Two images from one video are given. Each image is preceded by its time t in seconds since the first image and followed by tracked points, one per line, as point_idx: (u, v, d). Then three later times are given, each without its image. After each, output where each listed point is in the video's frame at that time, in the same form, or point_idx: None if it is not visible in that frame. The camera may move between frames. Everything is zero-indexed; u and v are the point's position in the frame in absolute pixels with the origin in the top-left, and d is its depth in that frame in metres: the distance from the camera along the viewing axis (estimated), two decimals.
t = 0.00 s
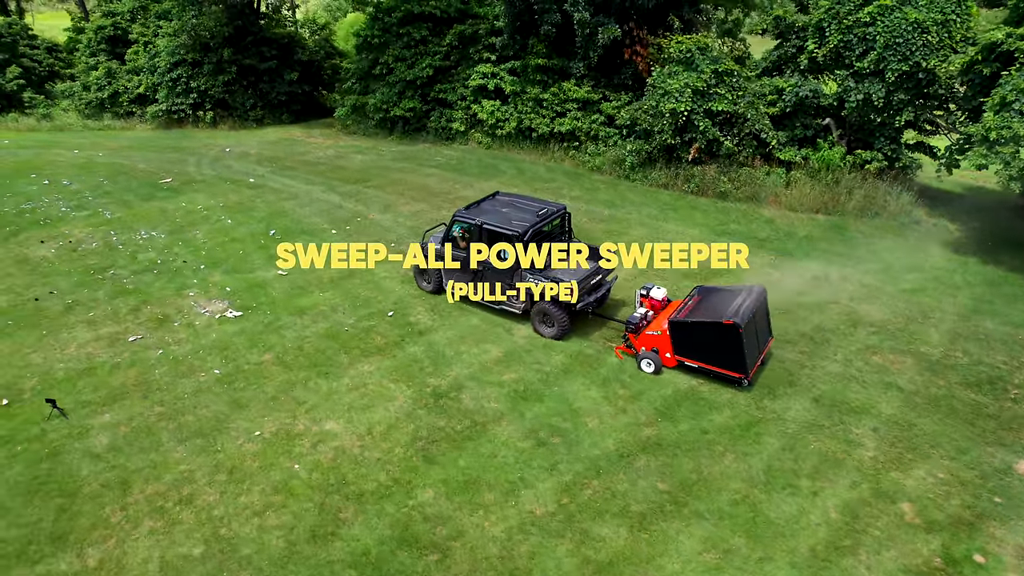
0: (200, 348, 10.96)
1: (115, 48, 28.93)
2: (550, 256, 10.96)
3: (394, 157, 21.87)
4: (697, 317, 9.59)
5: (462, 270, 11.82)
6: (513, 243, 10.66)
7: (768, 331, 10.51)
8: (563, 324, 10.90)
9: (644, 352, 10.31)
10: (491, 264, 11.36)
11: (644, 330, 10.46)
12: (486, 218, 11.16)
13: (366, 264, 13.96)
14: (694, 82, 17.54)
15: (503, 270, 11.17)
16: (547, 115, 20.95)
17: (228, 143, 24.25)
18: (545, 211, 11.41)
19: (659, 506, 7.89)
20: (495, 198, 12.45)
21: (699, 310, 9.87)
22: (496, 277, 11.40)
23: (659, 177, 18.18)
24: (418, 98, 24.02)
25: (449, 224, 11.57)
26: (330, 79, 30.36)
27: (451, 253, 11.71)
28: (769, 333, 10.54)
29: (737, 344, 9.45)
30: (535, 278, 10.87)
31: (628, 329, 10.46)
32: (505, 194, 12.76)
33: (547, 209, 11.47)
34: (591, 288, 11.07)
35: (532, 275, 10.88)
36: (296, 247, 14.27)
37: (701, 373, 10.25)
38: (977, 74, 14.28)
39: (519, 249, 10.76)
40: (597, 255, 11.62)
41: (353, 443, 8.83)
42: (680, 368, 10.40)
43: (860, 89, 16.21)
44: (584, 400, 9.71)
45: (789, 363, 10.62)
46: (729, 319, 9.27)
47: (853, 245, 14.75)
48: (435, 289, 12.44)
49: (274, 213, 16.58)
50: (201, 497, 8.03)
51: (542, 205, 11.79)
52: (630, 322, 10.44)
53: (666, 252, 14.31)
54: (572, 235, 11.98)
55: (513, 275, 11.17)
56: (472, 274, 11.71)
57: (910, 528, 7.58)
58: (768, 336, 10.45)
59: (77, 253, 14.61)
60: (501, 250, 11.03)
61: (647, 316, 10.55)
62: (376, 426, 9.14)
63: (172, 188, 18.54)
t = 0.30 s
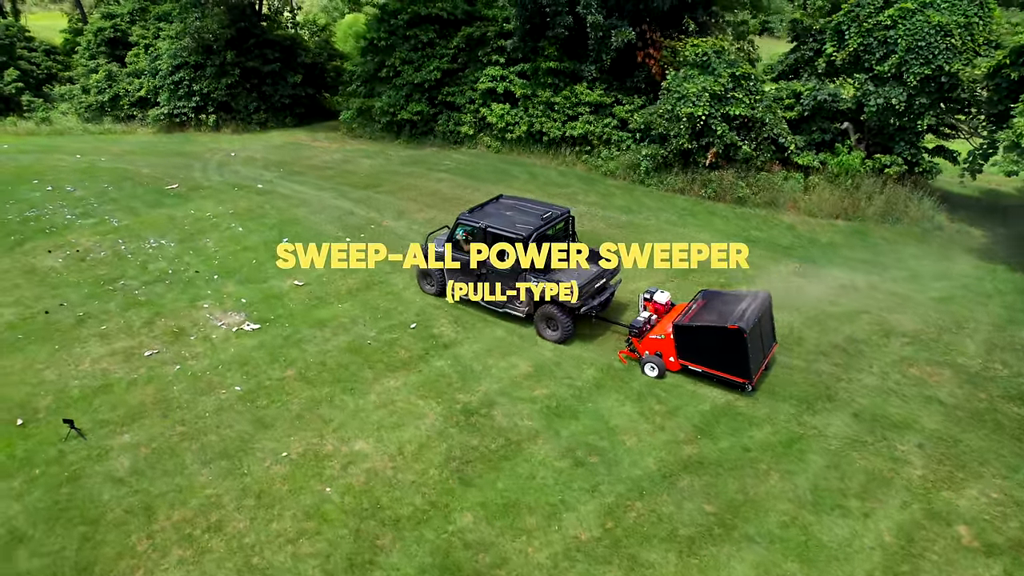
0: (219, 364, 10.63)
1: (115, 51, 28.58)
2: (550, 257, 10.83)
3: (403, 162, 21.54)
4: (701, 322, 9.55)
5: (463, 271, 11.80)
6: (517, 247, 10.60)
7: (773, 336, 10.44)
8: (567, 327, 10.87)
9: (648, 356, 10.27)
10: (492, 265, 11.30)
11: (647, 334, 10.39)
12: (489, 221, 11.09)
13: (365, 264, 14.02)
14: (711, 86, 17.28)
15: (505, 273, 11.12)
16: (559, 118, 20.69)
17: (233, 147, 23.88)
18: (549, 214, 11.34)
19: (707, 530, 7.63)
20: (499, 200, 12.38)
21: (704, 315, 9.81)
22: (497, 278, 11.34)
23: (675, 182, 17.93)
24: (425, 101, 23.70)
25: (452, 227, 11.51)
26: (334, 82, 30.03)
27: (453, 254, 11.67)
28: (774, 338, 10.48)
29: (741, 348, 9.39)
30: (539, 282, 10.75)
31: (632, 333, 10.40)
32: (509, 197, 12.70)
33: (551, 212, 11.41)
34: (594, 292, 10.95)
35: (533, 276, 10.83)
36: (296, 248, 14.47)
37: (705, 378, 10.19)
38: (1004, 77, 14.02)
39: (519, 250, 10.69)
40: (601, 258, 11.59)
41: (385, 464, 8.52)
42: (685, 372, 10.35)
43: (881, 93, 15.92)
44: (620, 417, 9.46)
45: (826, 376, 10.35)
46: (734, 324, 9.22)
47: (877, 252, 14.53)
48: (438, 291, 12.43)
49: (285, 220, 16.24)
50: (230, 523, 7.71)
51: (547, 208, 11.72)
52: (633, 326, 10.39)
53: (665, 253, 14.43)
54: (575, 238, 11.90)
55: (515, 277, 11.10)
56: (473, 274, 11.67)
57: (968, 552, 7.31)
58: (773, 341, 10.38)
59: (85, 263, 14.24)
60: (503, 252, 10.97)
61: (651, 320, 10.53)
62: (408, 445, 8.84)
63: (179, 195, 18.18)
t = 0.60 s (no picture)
0: (238, 379, 10.31)
1: (114, 53, 28.19)
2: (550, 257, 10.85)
3: (412, 166, 21.22)
4: (703, 327, 9.53)
5: (463, 273, 11.81)
6: (520, 249, 10.67)
7: (776, 339, 10.41)
8: (569, 329, 10.86)
9: (650, 360, 10.26)
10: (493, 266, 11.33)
11: (650, 338, 10.37)
12: (492, 224, 11.16)
13: (365, 264, 14.08)
14: (728, 89, 17.07)
15: (508, 276, 11.12)
16: (570, 122, 20.42)
17: (237, 151, 23.49)
18: (552, 216, 11.40)
19: (756, 553, 7.38)
20: (501, 202, 12.43)
21: (706, 319, 9.80)
22: (498, 278, 11.35)
23: (691, 187, 17.71)
24: (432, 104, 23.40)
25: (454, 229, 11.55)
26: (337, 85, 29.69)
27: (454, 256, 11.69)
28: (777, 341, 10.44)
29: (742, 353, 9.38)
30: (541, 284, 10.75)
31: (635, 337, 10.39)
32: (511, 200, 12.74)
33: (553, 214, 11.47)
34: (597, 294, 10.93)
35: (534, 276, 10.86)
36: (296, 248, 14.54)
37: (707, 382, 10.18)
38: None
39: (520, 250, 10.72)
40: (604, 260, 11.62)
41: (418, 486, 8.23)
42: (688, 376, 10.32)
43: (901, 97, 15.66)
44: (655, 433, 9.21)
45: (861, 389, 10.11)
46: (735, 328, 9.20)
47: (901, 258, 14.32)
48: (440, 294, 12.39)
49: (296, 227, 15.91)
50: (261, 550, 7.40)
51: (549, 211, 11.77)
52: (635, 330, 10.37)
53: (665, 253, 14.41)
54: (578, 239, 11.94)
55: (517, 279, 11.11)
56: (474, 275, 11.68)
57: None
58: (776, 344, 10.35)
59: (93, 272, 13.86)
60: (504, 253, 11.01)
61: (654, 324, 10.47)
62: (440, 465, 8.57)
63: (186, 201, 17.82)
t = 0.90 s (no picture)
0: (259, 393, 10.00)
1: (115, 55, 27.82)
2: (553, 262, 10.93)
3: (421, 170, 20.91)
4: (707, 330, 9.55)
5: (467, 278, 11.84)
6: (522, 252, 10.78)
7: (778, 343, 10.43)
8: (573, 333, 10.86)
9: (653, 363, 10.26)
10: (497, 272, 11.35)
11: (653, 341, 10.37)
12: (494, 227, 11.30)
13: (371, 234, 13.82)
14: (746, 93, 16.87)
15: (511, 279, 11.17)
16: (582, 124, 20.16)
17: (242, 154, 23.12)
18: (554, 220, 11.52)
19: None
20: (503, 206, 12.57)
21: (709, 322, 9.82)
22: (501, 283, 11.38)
23: (707, 191, 17.50)
24: (440, 106, 23.13)
25: (457, 233, 11.64)
26: (340, 87, 29.35)
27: (457, 260, 11.78)
28: (780, 346, 10.46)
29: (746, 357, 9.41)
30: (544, 287, 10.79)
31: (638, 340, 10.38)
32: (513, 203, 12.83)
33: (554, 217, 11.59)
34: (600, 297, 10.95)
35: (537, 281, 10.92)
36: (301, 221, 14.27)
37: (710, 386, 10.17)
38: None
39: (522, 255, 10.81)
40: (606, 263, 11.67)
41: (453, 507, 7.97)
42: (691, 379, 10.32)
43: (922, 100, 15.45)
44: (692, 450, 8.99)
45: (899, 401, 9.86)
46: (739, 331, 9.21)
47: (926, 264, 14.11)
48: (442, 296, 12.41)
49: (308, 234, 15.61)
50: None
51: (551, 214, 11.90)
52: (639, 332, 10.34)
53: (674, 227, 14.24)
54: (580, 243, 12.04)
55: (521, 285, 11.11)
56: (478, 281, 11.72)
57: None
58: (779, 348, 10.37)
59: (102, 282, 13.54)
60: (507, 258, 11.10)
61: (656, 326, 10.46)
62: (473, 485, 8.30)
63: (193, 206, 17.48)
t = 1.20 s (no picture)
0: (282, 407, 9.72)
1: (116, 55, 27.48)
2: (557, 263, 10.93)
3: (432, 172, 20.62)
4: (709, 332, 9.52)
5: (470, 277, 11.87)
6: (526, 252, 10.78)
7: (781, 345, 10.41)
8: (575, 333, 10.84)
9: (655, 365, 10.30)
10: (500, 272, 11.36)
11: (655, 343, 10.44)
12: (498, 227, 11.30)
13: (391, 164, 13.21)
14: (765, 96, 16.62)
15: (514, 279, 11.17)
16: (595, 127, 19.95)
17: (248, 157, 22.78)
18: (557, 220, 11.50)
19: None
20: (507, 205, 12.58)
21: (711, 325, 9.80)
22: (504, 283, 11.39)
23: (724, 195, 17.31)
24: (449, 108, 22.89)
25: (461, 233, 11.67)
26: (345, 88, 29.03)
27: (461, 259, 11.82)
28: (782, 347, 10.44)
29: (748, 359, 9.38)
30: (546, 287, 10.78)
31: (640, 342, 10.50)
32: (517, 203, 12.85)
33: (558, 218, 11.58)
34: (603, 299, 10.92)
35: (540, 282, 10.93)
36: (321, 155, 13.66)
37: (713, 388, 10.16)
38: None
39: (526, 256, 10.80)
40: (610, 264, 11.63)
41: (491, 529, 7.71)
42: (694, 382, 10.31)
43: (944, 102, 15.26)
44: (731, 465, 8.77)
45: (938, 413, 9.64)
46: (741, 334, 9.17)
47: (952, 270, 13.91)
48: (446, 296, 12.48)
49: (321, 239, 15.31)
50: None
51: (555, 214, 11.91)
52: (641, 335, 10.47)
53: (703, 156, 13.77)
54: (584, 243, 12.04)
55: (524, 284, 11.11)
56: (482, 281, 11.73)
57: None
58: (781, 350, 10.35)
59: (113, 290, 13.23)
60: (511, 258, 11.09)
61: (658, 329, 10.56)
62: (509, 504, 8.06)
63: (202, 211, 17.17)
